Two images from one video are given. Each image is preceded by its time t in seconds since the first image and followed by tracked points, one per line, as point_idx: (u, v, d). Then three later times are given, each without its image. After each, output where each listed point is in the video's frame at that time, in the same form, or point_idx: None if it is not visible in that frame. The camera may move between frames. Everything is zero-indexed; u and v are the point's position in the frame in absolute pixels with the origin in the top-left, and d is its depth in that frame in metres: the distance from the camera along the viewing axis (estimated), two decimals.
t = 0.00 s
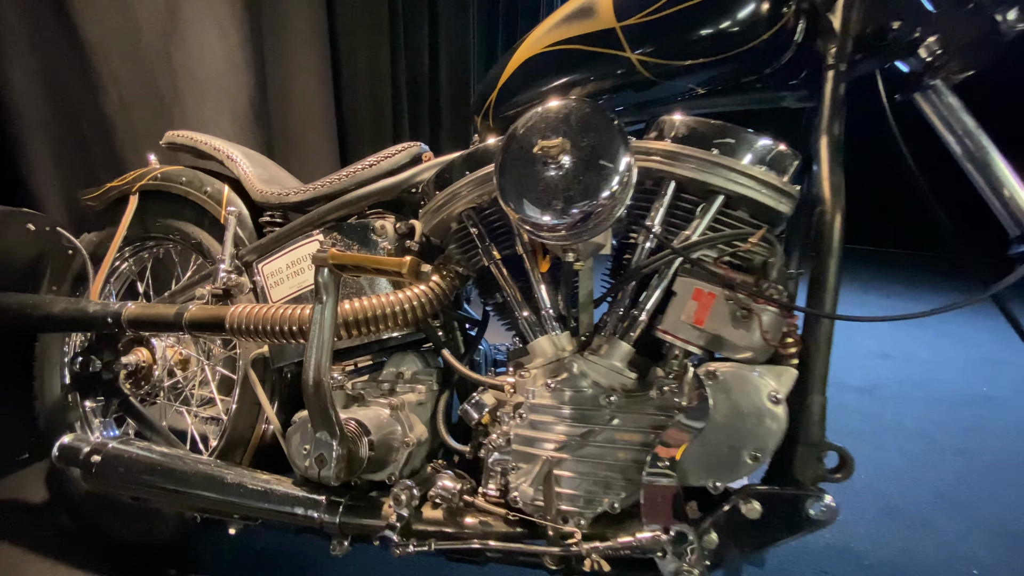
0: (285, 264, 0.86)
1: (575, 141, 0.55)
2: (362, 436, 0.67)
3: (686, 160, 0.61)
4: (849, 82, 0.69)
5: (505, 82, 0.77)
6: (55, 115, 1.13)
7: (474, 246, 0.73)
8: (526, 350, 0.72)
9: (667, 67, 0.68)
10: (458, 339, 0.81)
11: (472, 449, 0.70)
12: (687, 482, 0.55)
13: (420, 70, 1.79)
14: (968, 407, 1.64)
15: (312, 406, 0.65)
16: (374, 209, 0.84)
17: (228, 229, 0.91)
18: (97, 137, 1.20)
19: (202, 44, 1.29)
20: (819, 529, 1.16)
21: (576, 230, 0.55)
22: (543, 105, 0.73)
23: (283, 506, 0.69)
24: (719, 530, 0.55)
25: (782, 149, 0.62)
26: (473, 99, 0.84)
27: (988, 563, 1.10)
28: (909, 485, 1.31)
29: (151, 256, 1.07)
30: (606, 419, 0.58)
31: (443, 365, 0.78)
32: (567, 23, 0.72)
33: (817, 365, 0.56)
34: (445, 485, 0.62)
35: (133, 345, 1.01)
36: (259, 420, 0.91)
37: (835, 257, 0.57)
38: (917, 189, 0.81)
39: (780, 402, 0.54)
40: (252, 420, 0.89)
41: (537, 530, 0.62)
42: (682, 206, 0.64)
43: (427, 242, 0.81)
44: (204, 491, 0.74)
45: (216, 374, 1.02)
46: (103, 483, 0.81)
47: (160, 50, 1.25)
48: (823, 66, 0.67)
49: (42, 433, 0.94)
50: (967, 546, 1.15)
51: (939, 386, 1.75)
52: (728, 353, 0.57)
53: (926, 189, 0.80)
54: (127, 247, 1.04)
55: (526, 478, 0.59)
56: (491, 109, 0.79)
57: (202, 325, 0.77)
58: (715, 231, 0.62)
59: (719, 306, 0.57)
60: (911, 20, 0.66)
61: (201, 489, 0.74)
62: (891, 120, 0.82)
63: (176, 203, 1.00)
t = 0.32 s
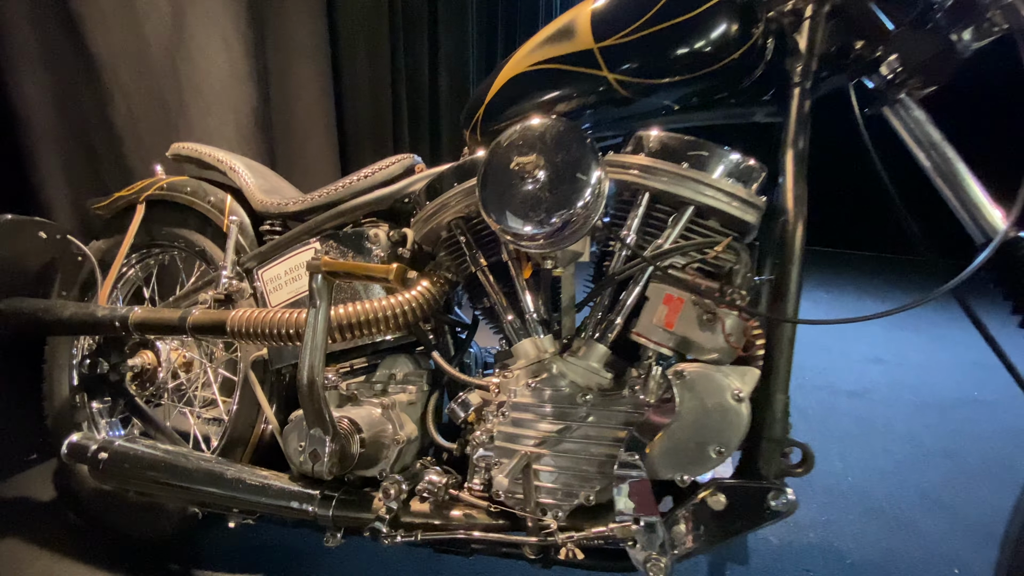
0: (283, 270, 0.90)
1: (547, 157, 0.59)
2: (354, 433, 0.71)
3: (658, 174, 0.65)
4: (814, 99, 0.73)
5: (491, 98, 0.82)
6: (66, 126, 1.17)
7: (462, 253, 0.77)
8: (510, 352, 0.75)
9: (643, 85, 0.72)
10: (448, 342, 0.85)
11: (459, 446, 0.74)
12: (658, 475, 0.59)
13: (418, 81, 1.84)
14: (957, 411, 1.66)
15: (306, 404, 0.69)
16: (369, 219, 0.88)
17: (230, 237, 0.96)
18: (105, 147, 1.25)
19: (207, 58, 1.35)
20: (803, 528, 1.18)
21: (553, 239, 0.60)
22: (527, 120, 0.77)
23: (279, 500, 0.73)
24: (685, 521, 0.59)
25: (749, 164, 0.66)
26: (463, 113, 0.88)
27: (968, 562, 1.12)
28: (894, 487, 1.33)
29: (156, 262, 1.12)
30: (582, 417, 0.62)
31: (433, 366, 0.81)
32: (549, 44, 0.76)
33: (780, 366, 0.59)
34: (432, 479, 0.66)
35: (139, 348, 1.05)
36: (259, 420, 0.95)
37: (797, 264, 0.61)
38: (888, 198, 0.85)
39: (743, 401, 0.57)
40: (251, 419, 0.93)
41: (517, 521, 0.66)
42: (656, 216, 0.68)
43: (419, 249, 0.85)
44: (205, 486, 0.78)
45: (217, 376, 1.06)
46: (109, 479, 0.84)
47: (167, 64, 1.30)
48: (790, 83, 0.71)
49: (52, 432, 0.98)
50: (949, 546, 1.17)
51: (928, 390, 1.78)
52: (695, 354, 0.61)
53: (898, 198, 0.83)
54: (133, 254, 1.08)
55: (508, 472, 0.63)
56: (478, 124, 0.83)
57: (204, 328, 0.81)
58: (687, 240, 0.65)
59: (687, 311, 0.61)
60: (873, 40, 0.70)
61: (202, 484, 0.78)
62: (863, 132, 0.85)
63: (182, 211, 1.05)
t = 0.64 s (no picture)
0: (286, 278, 0.96)
1: (527, 176, 0.65)
2: (351, 431, 0.75)
3: (632, 189, 0.70)
4: (781, 118, 0.77)
5: (481, 117, 0.87)
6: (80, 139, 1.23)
7: (454, 262, 0.81)
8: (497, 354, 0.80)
9: (620, 106, 0.77)
10: (441, 345, 0.90)
11: (449, 443, 0.79)
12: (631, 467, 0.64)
13: (419, 95, 1.90)
14: (944, 414, 1.70)
15: (306, 402, 0.74)
16: (367, 229, 0.93)
17: (236, 246, 1.01)
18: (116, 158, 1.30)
19: (214, 74, 1.40)
20: (786, 526, 1.22)
21: (533, 249, 0.65)
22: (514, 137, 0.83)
23: (281, 493, 0.78)
24: (655, 510, 0.64)
25: (717, 179, 0.71)
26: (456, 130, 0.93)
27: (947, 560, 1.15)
28: (877, 488, 1.37)
29: (164, 270, 1.17)
30: (561, 414, 0.67)
31: (426, 368, 0.86)
32: (534, 68, 0.81)
33: (745, 368, 0.63)
34: (423, 473, 0.71)
35: (148, 351, 1.10)
36: (262, 420, 1.00)
37: (760, 273, 0.66)
38: (858, 210, 0.89)
39: (708, 398, 0.62)
40: (255, 419, 0.98)
41: (501, 512, 0.71)
42: (632, 228, 0.73)
43: (413, 257, 0.90)
44: (211, 480, 0.83)
45: (223, 379, 1.11)
46: (120, 475, 0.89)
47: (176, 79, 1.35)
48: (759, 103, 0.75)
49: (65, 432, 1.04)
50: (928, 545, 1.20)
51: (917, 394, 1.81)
52: (665, 356, 0.66)
53: (865, 209, 0.88)
54: (143, 262, 1.14)
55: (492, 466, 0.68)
56: (469, 141, 0.89)
57: (211, 332, 0.86)
58: (660, 250, 0.70)
59: (658, 315, 0.66)
60: (836, 64, 0.74)
61: (209, 479, 0.83)
62: (834, 147, 0.90)
63: (190, 222, 1.11)
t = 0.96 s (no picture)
0: (292, 281, 1.01)
1: (514, 187, 0.70)
2: (353, 426, 0.80)
3: (615, 198, 0.74)
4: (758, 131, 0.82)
5: (475, 129, 0.92)
6: (95, 150, 1.28)
7: (450, 267, 0.86)
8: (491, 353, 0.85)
9: (606, 119, 0.82)
10: (438, 345, 0.94)
11: (445, 438, 0.83)
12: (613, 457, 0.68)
13: (421, 104, 1.96)
14: (935, 415, 1.73)
15: (311, 398, 0.79)
16: (368, 235, 0.98)
17: (244, 252, 1.06)
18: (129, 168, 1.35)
19: (222, 85, 1.45)
20: (775, 523, 1.26)
21: (522, 254, 0.70)
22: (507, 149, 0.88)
23: (286, 484, 0.83)
24: (636, 497, 0.69)
25: (696, 189, 0.75)
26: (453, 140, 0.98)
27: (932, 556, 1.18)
28: (866, 486, 1.40)
29: (175, 274, 1.22)
30: (549, 409, 0.71)
31: (424, 367, 0.91)
32: (524, 84, 0.86)
33: (720, 366, 0.67)
34: (419, 464, 0.75)
35: (159, 351, 1.15)
36: (268, 416, 1.05)
37: (735, 276, 0.70)
38: (836, 217, 0.93)
39: (684, 393, 0.67)
40: (262, 416, 1.03)
41: (491, 501, 0.76)
42: (616, 234, 0.77)
43: (412, 262, 0.95)
44: (221, 472, 0.87)
45: (231, 378, 1.16)
46: (133, 468, 0.94)
47: (187, 91, 1.40)
48: (737, 117, 0.80)
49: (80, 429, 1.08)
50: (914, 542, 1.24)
51: (908, 396, 1.84)
52: (645, 354, 0.71)
53: (844, 217, 0.92)
54: (155, 267, 1.19)
55: (483, 458, 0.72)
56: (465, 152, 0.94)
57: (221, 332, 0.91)
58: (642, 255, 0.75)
59: (638, 316, 0.71)
60: (809, 80, 0.78)
61: (218, 471, 0.88)
62: (814, 158, 0.94)
63: (201, 228, 1.16)
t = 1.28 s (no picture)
0: (288, 286, 1.05)
1: (498, 199, 0.75)
2: (346, 424, 0.84)
3: (594, 208, 0.78)
4: (730, 145, 0.86)
5: (465, 143, 0.97)
6: (99, 159, 1.32)
7: (441, 273, 0.90)
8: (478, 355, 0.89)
9: (587, 134, 0.87)
10: (429, 348, 0.99)
11: (434, 436, 0.87)
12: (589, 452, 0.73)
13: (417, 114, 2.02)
14: (919, 418, 1.77)
15: (306, 398, 0.83)
16: (363, 242, 1.02)
17: (243, 259, 1.10)
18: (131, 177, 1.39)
19: (223, 97, 1.50)
20: (758, 521, 1.29)
21: (506, 261, 0.75)
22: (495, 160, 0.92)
23: (283, 480, 0.87)
24: (613, 492, 0.72)
25: (671, 200, 0.80)
26: (444, 152, 1.03)
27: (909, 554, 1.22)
28: (848, 486, 1.44)
29: (177, 280, 1.27)
30: (531, 407, 0.75)
31: (415, 368, 0.95)
32: (510, 100, 0.91)
33: (691, 366, 0.71)
34: (410, 459, 0.80)
35: (161, 354, 1.19)
36: (267, 417, 1.08)
37: (705, 282, 0.75)
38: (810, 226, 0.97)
39: (656, 391, 0.71)
40: (259, 417, 1.07)
41: (477, 495, 0.80)
42: (596, 242, 0.81)
43: (404, 268, 0.99)
44: (221, 469, 0.91)
45: (230, 381, 1.21)
46: (136, 467, 0.97)
47: (188, 102, 1.44)
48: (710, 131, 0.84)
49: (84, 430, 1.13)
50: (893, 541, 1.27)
51: (894, 400, 1.88)
52: (621, 355, 0.75)
53: (817, 226, 0.96)
54: (157, 273, 1.23)
55: (467, 453, 0.77)
56: (455, 164, 0.99)
57: (221, 335, 0.95)
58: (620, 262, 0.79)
59: (615, 319, 0.75)
60: (777, 96, 0.83)
61: (218, 468, 0.92)
62: (790, 169, 0.98)
63: (202, 235, 1.20)
